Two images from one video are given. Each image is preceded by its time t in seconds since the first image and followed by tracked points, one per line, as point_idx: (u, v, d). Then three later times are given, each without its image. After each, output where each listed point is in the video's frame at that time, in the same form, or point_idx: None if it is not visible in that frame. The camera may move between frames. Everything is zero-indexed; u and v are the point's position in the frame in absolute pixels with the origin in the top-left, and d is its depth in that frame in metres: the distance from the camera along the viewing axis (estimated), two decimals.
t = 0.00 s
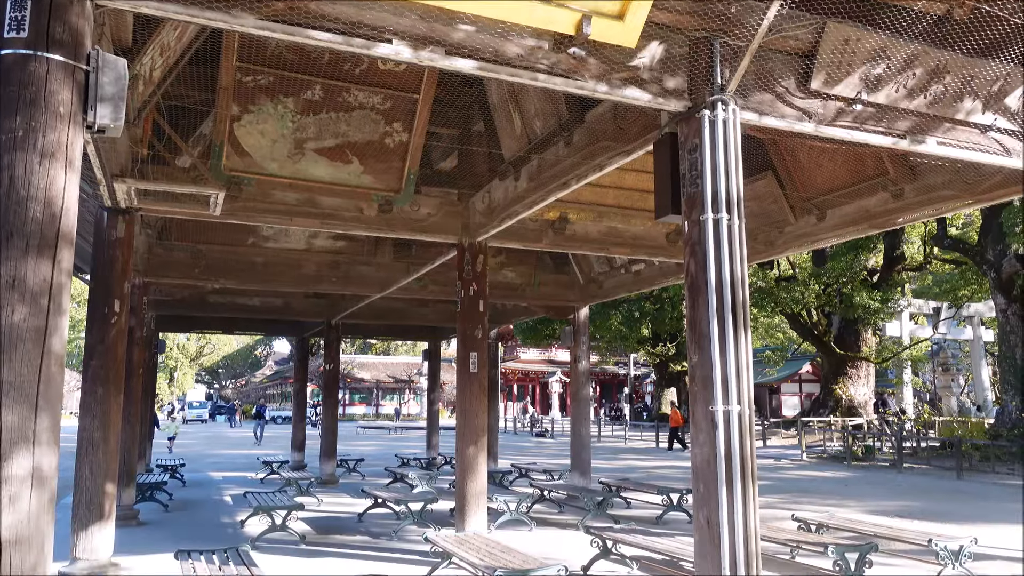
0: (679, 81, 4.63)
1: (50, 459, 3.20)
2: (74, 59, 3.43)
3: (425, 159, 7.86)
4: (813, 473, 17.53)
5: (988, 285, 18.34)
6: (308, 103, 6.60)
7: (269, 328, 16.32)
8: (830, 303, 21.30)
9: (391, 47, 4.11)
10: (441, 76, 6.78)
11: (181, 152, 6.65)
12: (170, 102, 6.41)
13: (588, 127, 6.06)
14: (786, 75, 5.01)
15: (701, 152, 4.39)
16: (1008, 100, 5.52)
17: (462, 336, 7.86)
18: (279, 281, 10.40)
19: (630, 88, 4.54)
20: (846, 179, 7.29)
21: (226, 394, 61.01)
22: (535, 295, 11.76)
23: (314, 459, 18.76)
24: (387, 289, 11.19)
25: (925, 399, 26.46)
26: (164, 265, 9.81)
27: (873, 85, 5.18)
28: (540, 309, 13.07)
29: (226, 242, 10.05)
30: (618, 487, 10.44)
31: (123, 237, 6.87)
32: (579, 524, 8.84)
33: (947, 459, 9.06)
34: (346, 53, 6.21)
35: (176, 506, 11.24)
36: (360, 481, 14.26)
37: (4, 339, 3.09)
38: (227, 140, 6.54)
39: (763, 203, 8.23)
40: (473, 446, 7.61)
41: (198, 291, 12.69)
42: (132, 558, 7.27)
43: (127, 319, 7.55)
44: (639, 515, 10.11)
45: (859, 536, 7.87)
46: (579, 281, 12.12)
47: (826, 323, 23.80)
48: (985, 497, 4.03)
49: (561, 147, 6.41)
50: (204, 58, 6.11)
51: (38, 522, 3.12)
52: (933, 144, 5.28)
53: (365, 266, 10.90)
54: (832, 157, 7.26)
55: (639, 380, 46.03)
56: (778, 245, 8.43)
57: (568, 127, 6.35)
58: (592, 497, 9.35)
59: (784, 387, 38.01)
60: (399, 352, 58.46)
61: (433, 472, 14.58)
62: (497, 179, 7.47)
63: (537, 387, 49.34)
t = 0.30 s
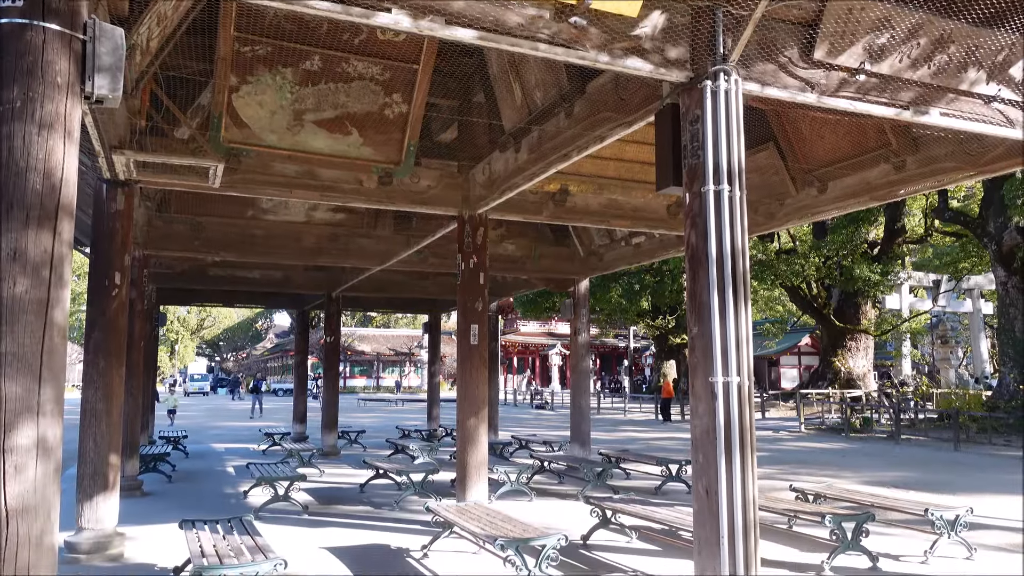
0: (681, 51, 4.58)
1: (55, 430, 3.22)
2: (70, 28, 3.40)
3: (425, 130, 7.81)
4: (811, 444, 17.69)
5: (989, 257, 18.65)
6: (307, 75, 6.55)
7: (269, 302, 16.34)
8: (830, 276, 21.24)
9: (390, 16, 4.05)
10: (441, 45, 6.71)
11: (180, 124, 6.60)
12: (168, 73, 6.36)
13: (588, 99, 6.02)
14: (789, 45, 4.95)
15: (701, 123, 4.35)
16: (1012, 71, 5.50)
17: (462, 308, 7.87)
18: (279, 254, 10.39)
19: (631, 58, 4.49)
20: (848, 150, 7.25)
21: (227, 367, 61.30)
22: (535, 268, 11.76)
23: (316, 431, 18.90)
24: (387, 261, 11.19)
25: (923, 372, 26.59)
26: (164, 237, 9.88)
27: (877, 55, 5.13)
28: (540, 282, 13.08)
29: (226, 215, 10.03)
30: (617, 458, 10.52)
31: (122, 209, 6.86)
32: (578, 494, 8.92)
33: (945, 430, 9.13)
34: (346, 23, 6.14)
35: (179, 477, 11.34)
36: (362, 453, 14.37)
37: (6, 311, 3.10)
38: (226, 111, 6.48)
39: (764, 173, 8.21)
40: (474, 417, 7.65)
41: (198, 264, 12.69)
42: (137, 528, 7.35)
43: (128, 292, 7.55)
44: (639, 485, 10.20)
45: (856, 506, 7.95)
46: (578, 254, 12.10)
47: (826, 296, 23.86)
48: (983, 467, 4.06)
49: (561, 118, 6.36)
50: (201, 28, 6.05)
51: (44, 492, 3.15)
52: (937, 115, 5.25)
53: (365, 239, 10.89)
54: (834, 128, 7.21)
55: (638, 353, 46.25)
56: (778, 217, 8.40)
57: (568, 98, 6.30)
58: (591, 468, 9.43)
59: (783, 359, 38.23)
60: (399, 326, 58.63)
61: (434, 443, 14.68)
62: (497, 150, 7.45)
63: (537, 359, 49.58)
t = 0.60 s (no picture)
0: (682, 16, 4.49)
1: (57, 396, 3.24)
2: None
3: (423, 97, 7.74)
4: (809, 411, 17.88)
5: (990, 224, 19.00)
6: (304, 40, 6.48)
7: (269, 269, 16.35)
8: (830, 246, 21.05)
9: None
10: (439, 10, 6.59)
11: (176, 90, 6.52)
12: (164, 39, 6.26)
13: (588, 64, 5.95)
14: (792, 9, 4.84)
15: (702, 89, 4.30)
16: (1017, 35, 5.44)
17: (462, 276, 7.87)
18: (278, 222, 10.37)
19: (631, 23, 4.45)
20: (849, 118, 7.20)
21: (228, 335, 61.54)
22: (535, 236, 11.74)
23: (316, 398, 19.03)
24: (386, 228, 11.16)
25: (921, 340, 26.69)
26: (163, 205, 9.84)
27: (880, 19, 5.05)
28: (540, 250, 13.07)
29: (225, 182, 9.99)
30: (616, 425, 10.61)
31: (120, 176, 6.84)
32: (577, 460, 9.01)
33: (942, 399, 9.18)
34: None
35: (182, 443, 11.45)
36: (363, 420, 14.48)
37: (5, 278, 3.11)
38: (223, 77, 6.43)
39: (765, 141, 8.22)
40: (474, 384, 7.71)
41: (197, 232, 12.67)
42: (141, 493, 7.43)
43: (127, 259, 7.56)
44: (637, 451, 10.30)
45: (852, 472, 8.04)
46: (578, 222, 12.06)
47: (826, 264, 23.88)
48: (978, 432, 4.09)
49: (561, 84, 6.28)
50: None
51: (47, 458, 3.18)
52: (939, 81, 5.22)
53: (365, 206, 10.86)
54: (836, 94, 7.14)
55: (638, 321, 46.39)
56: (779, 184, 8.36)
57: (568, 64, 6.23)
58: (590, 435, 9.51)
59: (782, 327, 38.45)
60: (399, 294, 58.70)
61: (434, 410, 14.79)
62: (496, 117, 7.37)
63: (537, 327, 49.77)
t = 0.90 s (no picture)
0: None
1: (58, 369, 3.26)
2: None
3: (421, 69, 7.70)
4: (807, 384, 18.01)
5: (990, 197, 19.13)
6: (300, 11, 6.45)
7: (267, 243, 16.33)
8: (830, 219, 21.02)
9: None
10: None
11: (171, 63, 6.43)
12: (158, 10, 6.19)
13: (586, 36, 5.89)
14: None
15: (702, 60, 4.26)
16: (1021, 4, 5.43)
17: (461, 250, 7.87)
18: (276, 195, 10.33)
19: None
20: (849, 91, 7.16)
21: (227, 309, 61.64)
22: (533, 210, 11.70)
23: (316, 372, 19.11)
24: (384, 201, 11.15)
25: (920, 313, 26.75)
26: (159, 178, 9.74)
27: None
28: (538, 224, 13.04)
29: (222, 155, 9.94)
30: (614, 398, 10.67)
31: (117, 149, 6.82)
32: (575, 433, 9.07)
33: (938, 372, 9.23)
34: None
35: (183, 417, 11.52)
36: (362, 393, 14.56)
37: (3, 251, 3.11)
38: (219, 49, 6.38)
39: (765, 113, 8.17)
40: (472, 358, 7.74)
41: (195, 206, 12.63)
42: (142, 466, 7.50)
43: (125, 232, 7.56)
44: (635, 424, 10.37)
45: (848, 444, 8.09)
46: (577, 195, 12.00)
47: (825, 238, 23.86)
48: (975, 404, 4.10)
49: (559, 56, 6.24)
50: None
51: (48, 431, 3.19)
52: (941, 53, 5.17)
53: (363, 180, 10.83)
54: (837, 67, 7.07)
55: (637, 295, 46.47)
56: (779, 157, 8.33)
57: (567, 35, 6.17)
58: (589, 407, 9.56)
59: (781, 301, 38.58)
60: (398, 268, 58.67)
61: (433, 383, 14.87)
62: (495, 89, 7.26)
63: (537, 301, 49.88)
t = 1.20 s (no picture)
0: None
1: (56, 344, 3.26)
2: None
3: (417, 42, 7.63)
4: (804, 360, 18.12)
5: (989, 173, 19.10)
6: None
7: (264, 220, 16.27)
8: (829, 195, 20.79)
9: None
10: None
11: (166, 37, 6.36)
12: None
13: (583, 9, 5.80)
14: None
15: (701, 33, 4.22)
16: None
17: (458, 226, 7.84)
18: (272, 171, 10.27)
19: None
20: (848, 65, 7.11)
21: (226, 286, 61.66)
22: (531, 186, 11.66)
23: (315, 348, 19.16)
24: (382, 177, 11.10)
25: (917, 290, 26.80)
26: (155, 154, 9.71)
27: None
28: (536, 200, 12.99)
29: (218, 130, 9.86)
30: (612, 374, 10.70)
31: (112, 124, 6.77)
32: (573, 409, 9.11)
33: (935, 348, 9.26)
34: None
35: (182, 393, 11.56)
36: (361, 369, 14.61)
37: None
38: (214, 22, 6.32)
39: (764, 89, 8.11)
40: (469, 334, 7.74)
41: (191, 182, 12.56)
42: (142, 441, 7.53)
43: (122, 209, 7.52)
44: (633, 399, 10.41)
45: (844, 419, 8.14)
46: (575, 171, 11.93)
47: (824, 214, 23.85)
48: (971, 381, 4.10)
49: (557, 29, 6.15)
50: None
51: (47, 405, 3.21)
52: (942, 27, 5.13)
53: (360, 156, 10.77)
54: (836, 41, 7.03)
55: (635, 271, 46.51)
56: (778, 133, 8.28)
57: (567, 9, 6.07)
58: (587, 383, 9.60)
59: (778, 278, 38.70)
60: (396, 245, 58.58)
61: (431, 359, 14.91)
62: (492, 64, 7.19)
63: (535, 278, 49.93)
